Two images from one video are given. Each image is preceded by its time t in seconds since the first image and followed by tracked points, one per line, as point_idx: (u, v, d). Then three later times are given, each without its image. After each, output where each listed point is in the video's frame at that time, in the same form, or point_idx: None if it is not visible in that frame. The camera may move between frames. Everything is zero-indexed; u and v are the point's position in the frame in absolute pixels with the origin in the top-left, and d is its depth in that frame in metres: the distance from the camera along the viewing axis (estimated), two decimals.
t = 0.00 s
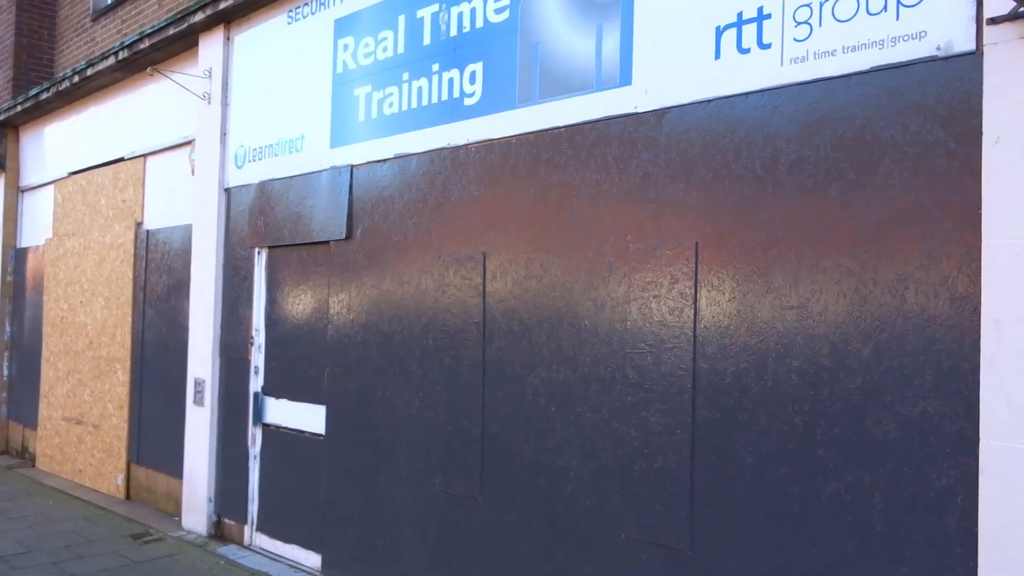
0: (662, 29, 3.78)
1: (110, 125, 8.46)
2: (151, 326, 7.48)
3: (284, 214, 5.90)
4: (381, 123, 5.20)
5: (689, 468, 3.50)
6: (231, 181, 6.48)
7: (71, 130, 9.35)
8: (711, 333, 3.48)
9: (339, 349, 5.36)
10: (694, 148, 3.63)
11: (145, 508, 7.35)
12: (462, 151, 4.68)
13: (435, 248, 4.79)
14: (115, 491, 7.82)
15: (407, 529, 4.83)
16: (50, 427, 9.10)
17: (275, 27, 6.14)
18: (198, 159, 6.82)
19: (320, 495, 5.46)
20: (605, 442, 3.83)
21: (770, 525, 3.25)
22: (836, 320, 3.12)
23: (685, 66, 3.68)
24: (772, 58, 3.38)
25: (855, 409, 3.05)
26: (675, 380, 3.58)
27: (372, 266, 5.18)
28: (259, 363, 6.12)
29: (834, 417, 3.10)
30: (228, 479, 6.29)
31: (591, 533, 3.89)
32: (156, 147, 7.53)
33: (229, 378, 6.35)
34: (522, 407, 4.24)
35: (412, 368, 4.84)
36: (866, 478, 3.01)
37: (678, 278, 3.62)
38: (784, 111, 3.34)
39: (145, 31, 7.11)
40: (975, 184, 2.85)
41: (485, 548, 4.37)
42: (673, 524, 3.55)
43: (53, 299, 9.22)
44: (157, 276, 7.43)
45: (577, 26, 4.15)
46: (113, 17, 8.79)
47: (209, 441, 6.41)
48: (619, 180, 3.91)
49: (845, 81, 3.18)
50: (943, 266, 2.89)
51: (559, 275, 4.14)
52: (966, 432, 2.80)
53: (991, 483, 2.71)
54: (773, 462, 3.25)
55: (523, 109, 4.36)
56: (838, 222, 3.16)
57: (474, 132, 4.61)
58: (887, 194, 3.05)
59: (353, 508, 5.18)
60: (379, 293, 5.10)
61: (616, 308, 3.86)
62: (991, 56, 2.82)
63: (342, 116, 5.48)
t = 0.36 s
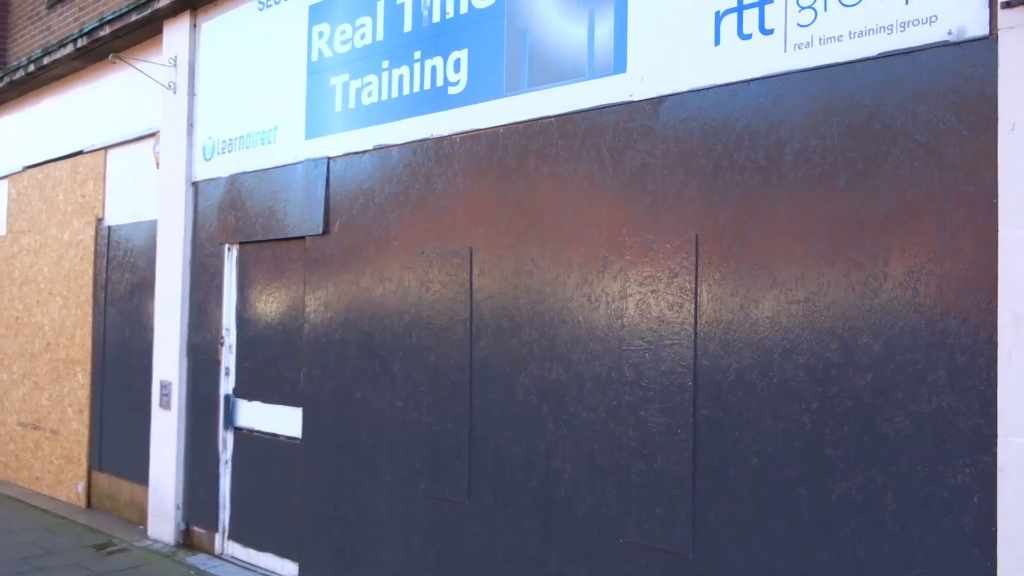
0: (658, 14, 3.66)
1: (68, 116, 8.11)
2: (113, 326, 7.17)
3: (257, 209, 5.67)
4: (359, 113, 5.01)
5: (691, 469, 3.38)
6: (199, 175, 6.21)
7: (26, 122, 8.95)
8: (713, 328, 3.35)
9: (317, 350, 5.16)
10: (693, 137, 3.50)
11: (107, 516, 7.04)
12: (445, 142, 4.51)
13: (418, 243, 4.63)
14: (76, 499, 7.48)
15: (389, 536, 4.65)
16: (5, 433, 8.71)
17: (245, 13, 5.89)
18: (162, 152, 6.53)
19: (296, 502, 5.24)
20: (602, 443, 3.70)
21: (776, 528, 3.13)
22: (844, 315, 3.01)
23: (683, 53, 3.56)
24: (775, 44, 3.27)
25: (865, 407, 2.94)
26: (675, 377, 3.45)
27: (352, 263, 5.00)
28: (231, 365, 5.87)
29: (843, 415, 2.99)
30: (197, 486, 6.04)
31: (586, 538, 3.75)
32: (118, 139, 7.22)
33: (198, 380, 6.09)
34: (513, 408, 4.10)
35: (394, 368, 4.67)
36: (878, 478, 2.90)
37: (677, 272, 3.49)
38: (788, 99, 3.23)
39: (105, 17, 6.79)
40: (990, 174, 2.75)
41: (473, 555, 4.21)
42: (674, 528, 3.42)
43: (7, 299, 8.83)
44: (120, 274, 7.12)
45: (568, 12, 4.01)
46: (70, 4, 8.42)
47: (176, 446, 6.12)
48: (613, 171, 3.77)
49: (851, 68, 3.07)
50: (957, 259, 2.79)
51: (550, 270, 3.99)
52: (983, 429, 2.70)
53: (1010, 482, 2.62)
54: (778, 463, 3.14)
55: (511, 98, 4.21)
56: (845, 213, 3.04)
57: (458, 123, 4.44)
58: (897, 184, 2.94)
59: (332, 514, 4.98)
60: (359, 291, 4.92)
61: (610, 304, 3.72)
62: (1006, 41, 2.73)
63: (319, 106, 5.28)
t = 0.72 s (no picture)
0: None
1: (57, 103, 7.88)
2: (105, 318, 6.97)
3: (259, 198, 5.49)
4: (368, 101, 4.86)
5: (721, 471, 3.27)
6: (197, 163, 6.01)
7: (13, 108, 8.69)
8: (746, 325, 3.26)
9: (321, 343, 5.00)
10: (725, 128, 3.38)
11: (98, 514, 6.85)
12: (459, 130, 4.37)
13: (430, 235, 4.49)
14: (64, 495, 7.27)
15: (397, 538, 4.51)
16: None
17: None
18: (157, 140, 6.33)
19: (299, 501, 5.09)
20: (626, 443, 3.59)
21: (813, 533, 3.03)
22: (886, 312, 2.91)
23: (714, 40, 3.43)
24: (813, 31, 3.15)
25: (909, 408, 2.84)
26: (705, 376, 3.35)
27: (358, 255, 4.84)
28: (230, 358, 5.71)
29: (884, 416, 2.89)
30: (194, 483, 5.87)
31: (607, 541, 3.63)
32: (111, 127, 7.01)
33: (194, 374, 5.91)
34: (529, 406, 3.97)
35: (404, 363, 4.53)
36: (922, 483, 2.80)
37: (707, 267, 3.38)
38: (826, 89, 3.12)
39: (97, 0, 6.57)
40: None
41: (486, 557, 4.07)
42: (702, 531, 3.31)
43: None
44: (112, 264, 6.92)
45: None
46: None
47: (172, 441, 5.94)
48: (639, 163, 3.65)
49: (894, 56, 2.96)
50: (1007, 256, 2.68)
51: (570, 264, 3.88)
52: None
53: None
54: (815, 465, 3.03)
55: (530, 86, 4.07)
56: (888, 207, 2.94)
57: (473, 111, 4.31)
58: (943, 178, 2.83)
59: (336, 513, 4.83)
60: (367, 283, 4.76)
61: (635, 299, 3.61)
62: None
63: (325, 93, 5.12)
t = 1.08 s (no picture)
0: None
1: (59, 74, 7.65)
2: (108, 296, 6.80)
3: (274, 175, 5.33)
4: (393, 76, 4.71)
5: (769, 462, 3.20)
6: (207, 138, 5.83)
7: (11, 79, 8.45)
8: (798, 314, 3.17)
9: (338, 324, 4.85)
10: (780, 110, 3.29)
11: (98, 495, 6.70)
12: (492, 108, 4.25)
13: (458, 215, 4.34)
14: (64, 476, 7.11)
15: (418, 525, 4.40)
16: None
17: None
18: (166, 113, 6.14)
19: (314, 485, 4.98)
20: (666, 432, 3.51)
21: (867, 527, 2.97)
22: (950, 302, 2.84)
23: (770, 19, 3.32)
24: (878, 11, 3.05)
25: (973, 401, 2.78)
26: (753, 364, 3.26)
27: (378, 236, 4.69)
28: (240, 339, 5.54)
29: (946, 410, 2.83)
30: (202, 465, 5.74)
31: (645, 531, 3.56)
32: (116, 99, 6.81)
33: (202, 355, 5.76)
34: (562, 392, 3.86)
35: (428, 347, 4.40)
36: (985, 477, 2.75)
37: (757, 253, 3.29)
38: (890, 71, 3.02)
39: None
40: None
41: (514, 546, 3.98)
42: (748, 523, 3.25)
43: None
44: (116, 240, 6.73)
45: None
46: None
47: (180, 423, 5.80)
48: (686, 144, 3.55)
49: (965, 39, 2.87)
50: None
51: (608, 247, 3.77)
52: None
53: None
54: (871, 458, 2.98)
55: (569, 63, 3.95)
56: (954, 195, 2.86)
57: (508, 88, 4.18)
58: (1014, 165, 2.75)
59: (353, 499, 4.71)
60: (389, 263, 4.61)
61: (679, 285, 3.51)
62: None
63: (347, 67, 4.96)
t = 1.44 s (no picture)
0: None
1: (70, 41, 7.44)
2: (125, 270, 6.67)
3: (305, 147, 5.20)
4: (432, 47, 4.57)
5: (836, 447, 3.14)
6: (232, 109, 5.67)
7: (19, 47, 8.23)
8: (869, 296, 3.09)
9: (374, 303, 4.78)
10: (851, 86, 3.19)
11: (118, 471, 6.62)
12: (540, 81, 4.13)
13: (503, 192, 4.24)
14: (80, 451, 7.00)
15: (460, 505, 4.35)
16: None
17: None
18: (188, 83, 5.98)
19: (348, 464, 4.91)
20: (725, 416, 3.45)
21: (938, 514, 2.92)
22: None
23: None
24: None
25: None
26: (820, 347, 3.19)
27: (417, 212, 4.60)
28: (269, 316, 5.44)
29: None
30: (228, 443, 5.66)
31: (702, 515, 3.52)
32: (133, 68, 6.63)
33: (228, 331, 5.66)
34: (615, 373, 3.81)
35: (471, 326, 4.33)
36: None
37: (826, 233, 3.20)
38: (972, 46, 2.92)
39: None
40: None
41: (564, 527, 3.95)
42: (812, 508, 3.20)
43: None
44: (134, 213, 6.58)
45: None
46: None
47: (205, 401, 5.71)
48: (749, 121, 3.45)
49: None
50: None
51: (664, 226, 3.68)
52: None
53: None
54: (944, 445, 2.91)
55: (624, 35, 3.84)
56: None
57: (557, 61, 4.06)
58: None
59: (391, 478, 4.66)
60: (430, 240, 4.52)
61: (741, 266, 3.43)
62: None
63: (382, 37, 4.82)
